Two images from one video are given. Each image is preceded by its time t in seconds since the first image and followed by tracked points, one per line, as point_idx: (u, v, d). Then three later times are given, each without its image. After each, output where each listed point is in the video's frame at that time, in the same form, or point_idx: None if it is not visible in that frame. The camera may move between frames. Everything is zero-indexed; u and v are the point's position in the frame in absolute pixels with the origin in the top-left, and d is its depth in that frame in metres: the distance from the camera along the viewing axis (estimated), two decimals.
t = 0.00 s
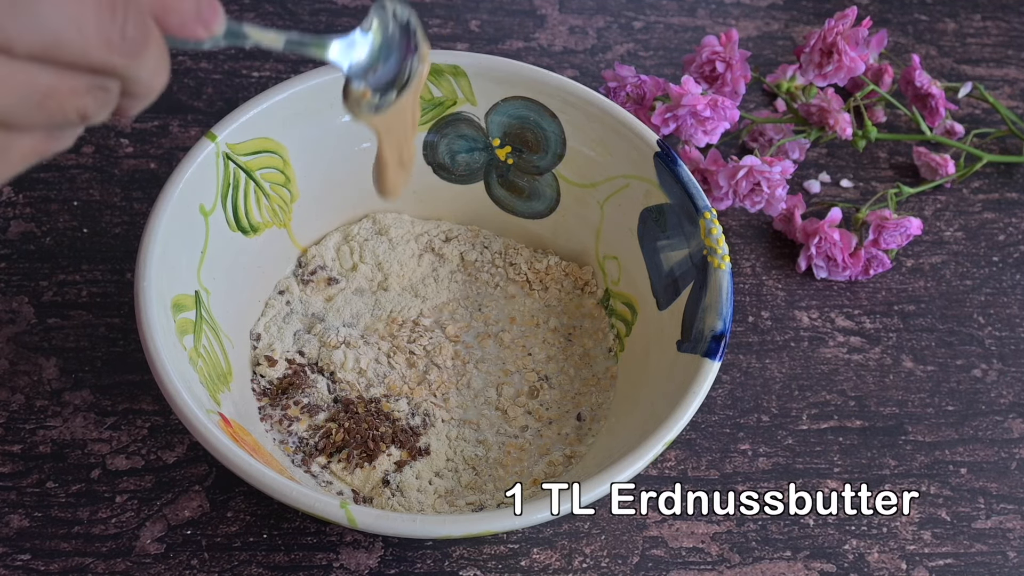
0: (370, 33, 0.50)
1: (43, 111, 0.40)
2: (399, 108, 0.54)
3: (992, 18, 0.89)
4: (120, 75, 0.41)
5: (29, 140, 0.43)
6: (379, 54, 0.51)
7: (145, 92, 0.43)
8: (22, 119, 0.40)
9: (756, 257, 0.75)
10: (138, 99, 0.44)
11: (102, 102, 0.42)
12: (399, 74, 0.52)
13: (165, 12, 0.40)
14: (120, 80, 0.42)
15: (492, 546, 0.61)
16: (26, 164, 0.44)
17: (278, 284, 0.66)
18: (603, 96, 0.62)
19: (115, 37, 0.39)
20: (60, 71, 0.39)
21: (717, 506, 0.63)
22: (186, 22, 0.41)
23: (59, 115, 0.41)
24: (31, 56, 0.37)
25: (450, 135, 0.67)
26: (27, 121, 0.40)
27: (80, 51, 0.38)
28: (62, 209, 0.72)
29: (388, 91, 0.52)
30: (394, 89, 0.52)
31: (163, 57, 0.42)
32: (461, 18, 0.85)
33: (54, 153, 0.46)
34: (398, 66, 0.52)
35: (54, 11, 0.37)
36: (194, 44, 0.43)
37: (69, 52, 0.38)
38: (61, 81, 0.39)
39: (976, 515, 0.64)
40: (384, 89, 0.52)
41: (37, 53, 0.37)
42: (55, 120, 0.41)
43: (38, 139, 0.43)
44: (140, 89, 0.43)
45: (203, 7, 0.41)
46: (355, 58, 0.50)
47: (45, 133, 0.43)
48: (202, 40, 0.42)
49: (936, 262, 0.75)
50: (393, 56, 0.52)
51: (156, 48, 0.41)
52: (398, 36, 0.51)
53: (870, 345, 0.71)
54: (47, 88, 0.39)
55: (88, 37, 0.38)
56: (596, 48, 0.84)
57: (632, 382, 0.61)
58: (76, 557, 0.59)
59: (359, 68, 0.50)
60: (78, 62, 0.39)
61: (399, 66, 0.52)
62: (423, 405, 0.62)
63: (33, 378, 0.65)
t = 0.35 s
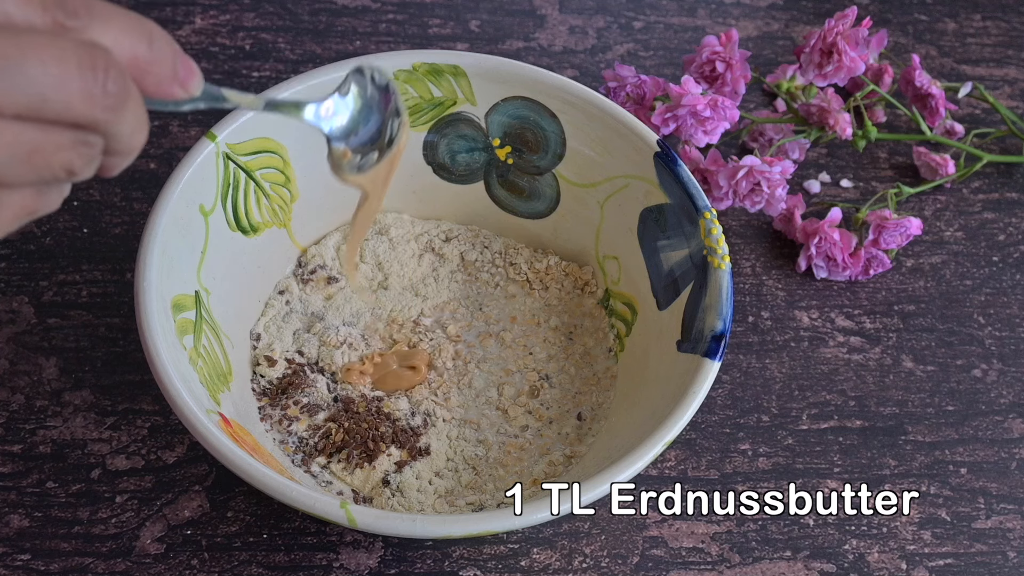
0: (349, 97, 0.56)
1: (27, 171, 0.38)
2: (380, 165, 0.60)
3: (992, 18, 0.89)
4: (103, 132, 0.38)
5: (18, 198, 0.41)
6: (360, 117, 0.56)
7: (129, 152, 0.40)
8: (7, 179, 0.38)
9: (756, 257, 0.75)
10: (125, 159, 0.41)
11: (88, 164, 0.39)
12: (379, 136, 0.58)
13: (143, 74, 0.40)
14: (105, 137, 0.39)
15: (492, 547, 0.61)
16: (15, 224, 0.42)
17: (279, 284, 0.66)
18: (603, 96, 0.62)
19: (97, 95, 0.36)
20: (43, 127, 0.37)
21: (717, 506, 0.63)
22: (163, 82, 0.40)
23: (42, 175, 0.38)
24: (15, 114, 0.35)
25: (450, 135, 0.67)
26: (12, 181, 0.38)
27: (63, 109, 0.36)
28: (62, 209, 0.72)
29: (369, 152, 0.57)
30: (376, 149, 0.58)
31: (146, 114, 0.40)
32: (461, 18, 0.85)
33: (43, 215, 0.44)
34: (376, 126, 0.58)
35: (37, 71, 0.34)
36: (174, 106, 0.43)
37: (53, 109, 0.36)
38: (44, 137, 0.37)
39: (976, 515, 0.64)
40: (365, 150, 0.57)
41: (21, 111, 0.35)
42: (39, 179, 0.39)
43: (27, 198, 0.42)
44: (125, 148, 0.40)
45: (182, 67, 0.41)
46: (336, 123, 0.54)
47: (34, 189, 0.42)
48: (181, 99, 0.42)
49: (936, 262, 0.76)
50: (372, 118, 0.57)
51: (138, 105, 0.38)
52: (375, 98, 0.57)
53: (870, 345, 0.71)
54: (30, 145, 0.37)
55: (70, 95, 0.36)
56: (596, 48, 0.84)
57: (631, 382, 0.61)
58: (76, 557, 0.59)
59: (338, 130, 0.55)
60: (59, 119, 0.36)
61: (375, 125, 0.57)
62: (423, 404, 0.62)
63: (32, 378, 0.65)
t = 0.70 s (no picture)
0: (364, 102, 0.56)
1: (35, 192, 0.41)
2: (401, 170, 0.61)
3: (993, 17, 0.89)
4: (106, 151, 0.41)
5: (26, 220, 0.45)
6: (378, 122, 0.57)
7: (135, 169, 0.43)
8: (16, 203, 0.41)
9: (756, 257, 0.75)
10: (130, 175, 0.44)
11: (95, 181, 0.42)
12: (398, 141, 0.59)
13: (146, 92, 0.43)
14: (110, 157, 0.42)
15: (491, 547, 0.61)
16: (27, 244, 0.46)
17: (278, 284, 0.66)
18: (603, 96, 0.61)
19: (97, 116, 0.39)
20: (49, 151, 0.40)
21: (717, 507, 0.62)
22: (169, 99, 0.44)
23: (51, 196, 0.41)
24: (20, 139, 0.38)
25: (450, 134, 0.67)
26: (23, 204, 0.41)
27: (66, 132, 0.39)
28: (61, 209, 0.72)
29: (386, 157, 0.59)
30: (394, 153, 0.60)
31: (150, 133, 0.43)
32: (461, 17, 0.85)
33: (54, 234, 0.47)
34: (397, 130, 0.59)
35: (37, 96, 0.37)
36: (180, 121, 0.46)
37: (55, 132, 0.38)
38: (49, 160, 0.40)
39: (977, 516, 0.64)
40: (384, 154, 0.59)
41: (26, 134, 0.38)
42: (49, 200, 0.42)
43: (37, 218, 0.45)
44: (129, 164, 0.43)
45: (185, 83, 0.44)
46: (355, 129, 0.56)
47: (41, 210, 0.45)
48: (189, 115, 0.45)
49: (938, 262, 0.75)
50: (392, 123, 0.59)
51: (141, 123, 0.41)
52: (394, 102, 0.58)
53: (871, 345, 0.71)
54: (38, 169, 0.40)
55: (72, 118, 0.38)
56: (596, 48, 0.84)
57: (632, 382, 0.60)
58: (75, 558, 0.59)
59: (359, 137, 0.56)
60: (62, 142, 0.39)
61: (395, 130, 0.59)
62: (423, 404, 0.62)
63: (31, 379, 0.65)
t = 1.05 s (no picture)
0: (344, 157, 0.58)
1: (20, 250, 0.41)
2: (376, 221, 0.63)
3: (993, 17, 0.89)
4: (93, 209, 0.41)
5: (10, 277, 0.45)
6: (355, 175, 0.59)
7: (122, 224, 0.44)
8: None
9: (756, 257, 0.75)
10: (116, 230, 0.44)
11: (80, 237, 0.43)
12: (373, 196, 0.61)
13: (133, 147, 0.44)
14: (95, 215, 0.42)
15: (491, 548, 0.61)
16: (13, 298, 0.46)
17: (278, 284, 0.66)
18: (603, 96, 0.61)
19: (85, 176, 0.39)
20: (34, 212, 0.40)
21: (717, 506, 0.62)
22: (154, 154, 0.45)
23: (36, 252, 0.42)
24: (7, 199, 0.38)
25: (450, 134, 0.67)
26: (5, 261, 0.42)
27: (53, 193, 0.39)
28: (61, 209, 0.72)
29: (364, 211, 0.61)
30: (372, 208, 0.61)
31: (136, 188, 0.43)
32: (461, 17, 0.85)
33: (39, 284, 0.48)
34: (373, 181, 0.61)
35: (24, 157, 0.37)
36: (167, 172, 0.47)
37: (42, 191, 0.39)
38: (35, 220, 0.40)
39: (977, 516, 0.64)
40: (362, 208, 0.61)
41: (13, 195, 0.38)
42: (33, 257, 0.42)
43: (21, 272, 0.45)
44: (117, 221, 0.43)
45: (171, 139, 0.45)
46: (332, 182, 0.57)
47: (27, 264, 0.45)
48: (173, 168, 0.46)
49: (938, 262, 0.75)
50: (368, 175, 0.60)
51: (128, 181, 0.42)
52: (370, 155, 0.59)
53: (872, 345, 0.71)
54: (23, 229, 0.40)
55: (59, 179, 0.39)
56: (596, 47, 0.84)
57: (632, 382, 0.60)
58: (75, 558, 0.58)
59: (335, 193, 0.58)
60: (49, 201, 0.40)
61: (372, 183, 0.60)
62: (422, 404, 0.62)
63: (31, 379, 0.65)
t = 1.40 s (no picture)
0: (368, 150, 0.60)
1: (61, 263, 0.43)
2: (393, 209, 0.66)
3: (993, 17, 0.89)
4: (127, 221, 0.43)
5: (50, 285, 0.47)
6: (376, 165, 0.61)
7: (152, 231, 0.46)
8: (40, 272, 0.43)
9: (756, 257, 0.75)
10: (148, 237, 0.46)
11: (112, 245, 0.45)
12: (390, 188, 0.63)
13: (165, 159, 0.45)
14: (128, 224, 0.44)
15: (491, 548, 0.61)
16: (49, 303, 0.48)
17: (278, 284, 0.66)
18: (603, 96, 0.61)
19: (120, 192, 0.41)
20: (72, 226, 0.42)
21: (717, 507, 0.62)
22: (185, 165, 0.46)
23: (78, 262, 0.44)
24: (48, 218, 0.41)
25: (450, 134, 0.67)
26: (48, 274, 0.44)
27: (92, 209, 0.41)
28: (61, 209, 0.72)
29: (382, 201, 0.63)
30: (390, 198, 0.64)
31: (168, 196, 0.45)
32: (461, 17, 0.85)
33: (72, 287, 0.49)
34: (391, 173, 0.63)
35: (65, 177, 0.39)
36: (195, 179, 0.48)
37: (82, 209, 0.41)
38: (73, 234, 0.42)
39: (977, 516, 0.64)
40: (379, 199, 0.63)
41: (55, 214, 0.40)
42: (72, 267, 0.44)
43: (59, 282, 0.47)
44: (148, 229, 0.45)
45: (200, 147, 0.46)
46: (355, 169, 0.59)
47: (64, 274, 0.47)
48: (202, 176, 0.47)
49: (938, 262, 0.75)
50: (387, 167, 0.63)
51: (159, 192, 0.43)
52: (393, 148, 0.63)
53: (871, 345, 0.71)
54: (63, 243, 0.42)
55: (96, 196, 0.41)
56: (596, 48, 0.84)
57: (632, 383, 0.60)
58: (75, 558, 0.58)
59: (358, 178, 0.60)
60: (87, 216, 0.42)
61: (391, 174, 0.63)
62: (423, 404, 0.62)
63: (31, 379, 0.65)
